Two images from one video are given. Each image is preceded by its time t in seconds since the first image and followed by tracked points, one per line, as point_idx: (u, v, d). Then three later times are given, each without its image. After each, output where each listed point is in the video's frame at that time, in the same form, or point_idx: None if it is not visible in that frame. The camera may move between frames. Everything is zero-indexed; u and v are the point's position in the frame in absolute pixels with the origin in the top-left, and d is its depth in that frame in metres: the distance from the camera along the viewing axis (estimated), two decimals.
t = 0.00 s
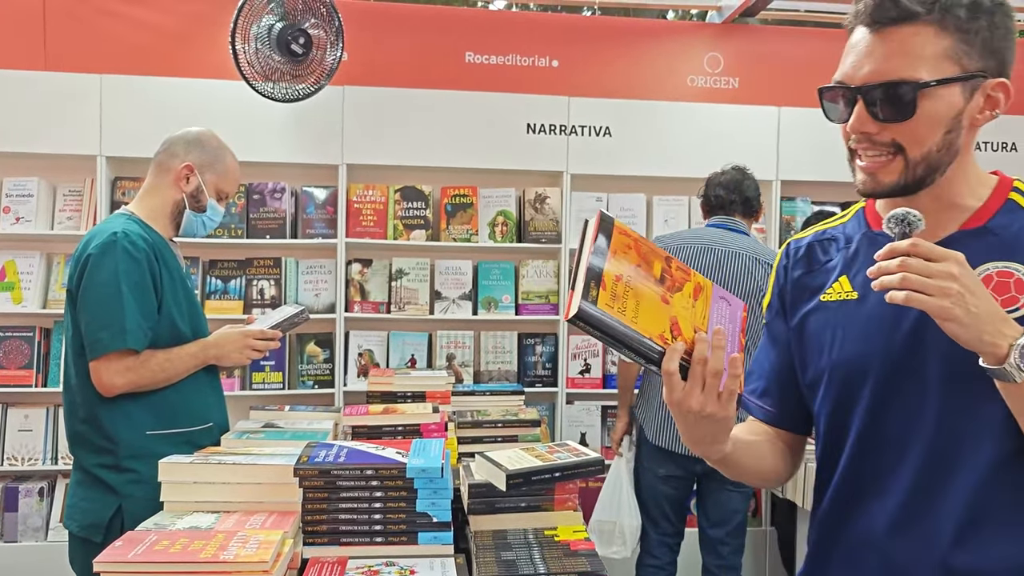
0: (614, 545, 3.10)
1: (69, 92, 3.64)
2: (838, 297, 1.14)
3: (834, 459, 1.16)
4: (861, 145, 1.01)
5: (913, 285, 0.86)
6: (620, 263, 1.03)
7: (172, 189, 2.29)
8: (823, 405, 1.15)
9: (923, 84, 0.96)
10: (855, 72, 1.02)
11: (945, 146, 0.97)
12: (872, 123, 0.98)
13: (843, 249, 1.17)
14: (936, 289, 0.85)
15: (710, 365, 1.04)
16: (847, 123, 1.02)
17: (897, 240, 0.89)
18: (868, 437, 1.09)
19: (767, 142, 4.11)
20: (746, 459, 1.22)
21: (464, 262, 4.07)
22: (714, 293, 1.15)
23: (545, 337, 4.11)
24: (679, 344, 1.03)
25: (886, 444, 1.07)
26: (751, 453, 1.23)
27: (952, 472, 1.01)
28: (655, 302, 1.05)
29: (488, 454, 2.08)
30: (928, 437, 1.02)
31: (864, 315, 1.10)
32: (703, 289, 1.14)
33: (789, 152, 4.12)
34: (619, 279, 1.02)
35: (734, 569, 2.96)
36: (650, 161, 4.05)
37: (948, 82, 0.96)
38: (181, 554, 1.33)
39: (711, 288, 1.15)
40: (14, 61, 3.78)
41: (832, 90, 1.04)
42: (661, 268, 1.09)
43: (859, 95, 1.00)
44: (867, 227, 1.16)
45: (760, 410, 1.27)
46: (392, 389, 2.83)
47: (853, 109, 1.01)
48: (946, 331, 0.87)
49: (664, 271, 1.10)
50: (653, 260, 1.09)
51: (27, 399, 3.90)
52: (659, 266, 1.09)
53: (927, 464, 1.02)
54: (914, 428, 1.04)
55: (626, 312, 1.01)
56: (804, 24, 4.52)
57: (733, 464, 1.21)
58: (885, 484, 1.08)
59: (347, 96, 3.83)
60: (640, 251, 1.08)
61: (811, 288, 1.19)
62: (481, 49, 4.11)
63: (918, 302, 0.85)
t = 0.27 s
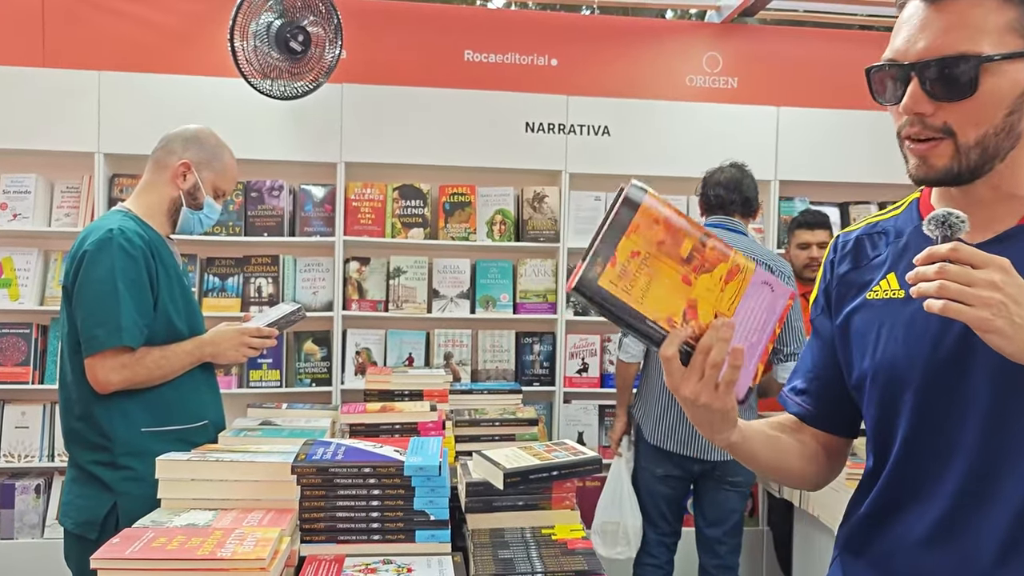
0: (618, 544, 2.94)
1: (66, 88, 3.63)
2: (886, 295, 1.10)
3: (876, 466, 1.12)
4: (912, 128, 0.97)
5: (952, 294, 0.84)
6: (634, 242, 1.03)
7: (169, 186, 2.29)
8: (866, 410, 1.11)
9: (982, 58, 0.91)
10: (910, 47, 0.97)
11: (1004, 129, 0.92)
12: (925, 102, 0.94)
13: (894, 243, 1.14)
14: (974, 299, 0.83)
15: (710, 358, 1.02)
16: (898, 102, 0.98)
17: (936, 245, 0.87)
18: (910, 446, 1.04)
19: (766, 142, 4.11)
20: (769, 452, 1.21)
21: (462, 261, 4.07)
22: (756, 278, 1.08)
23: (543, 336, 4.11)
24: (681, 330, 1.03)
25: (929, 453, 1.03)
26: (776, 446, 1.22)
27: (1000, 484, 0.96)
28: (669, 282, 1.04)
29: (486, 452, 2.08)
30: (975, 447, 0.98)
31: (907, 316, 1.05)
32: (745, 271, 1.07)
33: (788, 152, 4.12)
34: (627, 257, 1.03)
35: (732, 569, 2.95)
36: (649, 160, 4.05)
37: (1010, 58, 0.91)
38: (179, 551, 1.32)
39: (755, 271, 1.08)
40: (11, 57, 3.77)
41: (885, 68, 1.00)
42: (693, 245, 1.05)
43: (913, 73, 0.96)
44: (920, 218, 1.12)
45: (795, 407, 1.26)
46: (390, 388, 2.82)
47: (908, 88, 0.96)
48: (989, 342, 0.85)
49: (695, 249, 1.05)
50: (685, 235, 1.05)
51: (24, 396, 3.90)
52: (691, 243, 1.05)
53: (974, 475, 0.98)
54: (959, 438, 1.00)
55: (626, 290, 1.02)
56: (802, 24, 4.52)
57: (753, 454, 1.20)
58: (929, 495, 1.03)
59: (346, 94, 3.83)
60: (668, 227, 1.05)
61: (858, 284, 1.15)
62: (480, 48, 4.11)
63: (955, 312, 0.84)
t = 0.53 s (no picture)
0: (614, 546, 2.89)
1: (60, 85, 3.61)
2: (844, 296, 1.10)
3: (846, 471, 1.11)
4: (914, 101, 1.00)
5: (945, 287, 0.86)
6: (615, 198, 1.05)
7: (160, 183, 2.27)
8: (836, 414, 1.10)
9: (986, 31, 0.98)
10: (905, 23, 1.02)
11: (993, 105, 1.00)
12: (936, 72, 0.98)
13: (844, 243, 1.14)
14: (969, 291, 0.86)
15: (664, 333, 1.05)
16: (898, 76, 1.01)
17: (923, 235, 0.89)
18: (888, 448, 1.03)
19: (762, 140, 4.11)
20: (745, 458, 1.21)
21: (458, 259, 4.06)
22: (750, 262, 1.04)
23: (539, 334, 4.10)
24: (643, 297, 1.06)
25: (908, 454, 1.02)
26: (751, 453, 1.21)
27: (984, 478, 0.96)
28: (645, 244, 1.06)
29: (482, 450, 2.08)
30: (958, 443, 0.98)
31: (875, 316, 1.06)
32: (737, 251, 1.04)
33: (784, 150, 4.12)
34: (606, 216, 1.06)
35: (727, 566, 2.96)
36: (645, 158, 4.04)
37: (1000, 34, 0.99)
38: (174, 551, 1.32)
39: (751, 255, 1.04)
40: (4, 54, 3.75)
41: (873, 43, 1.03)
42: (682, 218, 1.05)
43: (916, 45, 1.00)
44: (869, 218, 1.14)
45: (749, 415, 1.27)
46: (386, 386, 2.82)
47: (907, 65, 1.00)
48: (980, 334, 0.88)
49: (684, 220, 1.05)
50: (678, 206, 1.05)
51: (17, 394, 3.88)
52: (682, 211, 1.05)
53: (958, 472, 0.98)
54: (940, 435, 0.99)
55: (599, 249, 1.07)
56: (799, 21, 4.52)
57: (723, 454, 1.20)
58: (910, 497, 1.02)
59: (341, 92, 3.82)
60: (660, 195, 1.05)
61: (811, 288, 1.15)
62: (476, 45, 4.10)
63: (950, 304, 0.86)
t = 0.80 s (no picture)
0: (617, 547, 2.84)
1: (54, 83, 3.60)
2: (796, 298, 1.09)
3: (807, 477, 1.09)
4: (853, 94, 1.00)
5: (902, 279, 0.85)
6: (574, 206, 1.01)
7: (154, 183, 2.26)
8: (794, 417, 1.08)
9: (920, 24, 0.98)
10: (840, 17, 1.02)
11: (927, 96, 1.01)
12: (874, 65, 0.98)
13: (790, 245, 1.14)
14: (926, 282, 0.84)
15: (621, 347, 1.01)
16: (837, 69, 1.00)
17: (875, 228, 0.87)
18: (852, 448, 1.01)
19: (757, 139, 4.11)
20: (706, 471, 1.18)
21: (453, 258, 4.05)
22: (712, 276, 0.99)
23: (534, 334, 4.11)
24: (601, 310, 1.01)
25: (872, 453, 1.00)
26: (712, 465, 1.19)
27: (950, 471, 0.95)
28: (604, 254, 1.01)
29: (477, 450, 2.08)
30: (923, 439, 0.96)
31: (830, 315, 1.04)
32: (700, 263, 0.99)
33: (779, 149, 4.13)
34: (564, 225, 1.01)
35: (721, 565, 2.96)
36: (641, 157, 4.04)
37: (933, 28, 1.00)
38: (168, 551, 1.31)
39: (714, 268, 0.99)
40: None
41: (810, 40, 1.02)
42: (643, 228, 1.00)
43: (852, 39, 1.00)
44: (813, 219, 1.13)
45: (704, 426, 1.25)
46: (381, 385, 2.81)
47: (846, 56, 1.00)
48: (936, 325, 0.86)
49: (645, 230, 1.00)
50: (639, 216, 1.00)
51: (11, 393, 3.86)
52: (643, 220, 1.00)
53: (924, 468, 0.96)
54: (903, 431, 0.98)
55: (556, 258, 1.02)
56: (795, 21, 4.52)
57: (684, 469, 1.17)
58: (875, 498, 1.00)
59: (337, 90, 3.81)
60: (620, 203, 1.00)
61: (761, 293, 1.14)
62: (471, 44, 4.09)
63: (907, 296, 0.84)
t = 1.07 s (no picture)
0: (613, 553, 2.83)
1: (46, 86, 3.59)
2: (766, 301, 1.08)
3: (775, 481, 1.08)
4: (827, 97, 0.99)
5: (880, 274, 0.84)
6: (545, 189, 1.00)
7: (146, 187, 2.25)
8: (763, 420, 1.07)
9: (893, 28, 0.98)
10: (814, 21, 1.01)
11: (899, 102, 1.01)
12: (847, 68, 0.98)
13: (759, 249, 1.13)
14: (906, 278, 0.83)
15: (583, 332, 1.00)
16: (811, 72, 1.00)
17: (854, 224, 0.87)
18: (823, 451, 1.01)
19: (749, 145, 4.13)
20: (672, 471, 1.17)
21: (446, 263, 4.05)
22: (678, 267, 1.00)
23: (527, 339, 4.11)
24: (567, 295, 1.00)
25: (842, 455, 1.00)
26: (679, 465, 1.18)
27: (919, 472, 0.95)
28: (571, 239, 1.01)
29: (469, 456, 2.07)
30: (894, 438, 0.97)
31: (799, 317, 1.04)
32: (666, 254, 1.00)
33: (770, 155, 4.14)
34: (533, 208, 1.00)
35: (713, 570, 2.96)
36: (633, 162, 4.05)
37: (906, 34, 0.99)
38: (158, 557, 1.30)
39: (680, 259, 1.00)
40: None
41: (784, 44, 1.02)
42: (613, 215, 1.00)
43: (825, 43, 1.00)
44: (783, 223, 1.13)
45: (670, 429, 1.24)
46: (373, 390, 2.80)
47: (820, 59, 1.00)
48: (913, 323, 0.85)
49: (614, 218, 1.00)
50: (609, 202, 1.00)
51: None
52: (612, 208, 1.00)
53: (896, 468, 0.96)
54: (872, 433, 0.98)
55: (524, 240, 1.01)
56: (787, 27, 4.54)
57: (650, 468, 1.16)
58: (845, 500, 1.00)
59: (330, 94, 3.81)
60: (592, 189, 1.00)
61: (729, 295, 1.13)
62: (464, 49, 4.09)
63: (886, 292, 0.83)
